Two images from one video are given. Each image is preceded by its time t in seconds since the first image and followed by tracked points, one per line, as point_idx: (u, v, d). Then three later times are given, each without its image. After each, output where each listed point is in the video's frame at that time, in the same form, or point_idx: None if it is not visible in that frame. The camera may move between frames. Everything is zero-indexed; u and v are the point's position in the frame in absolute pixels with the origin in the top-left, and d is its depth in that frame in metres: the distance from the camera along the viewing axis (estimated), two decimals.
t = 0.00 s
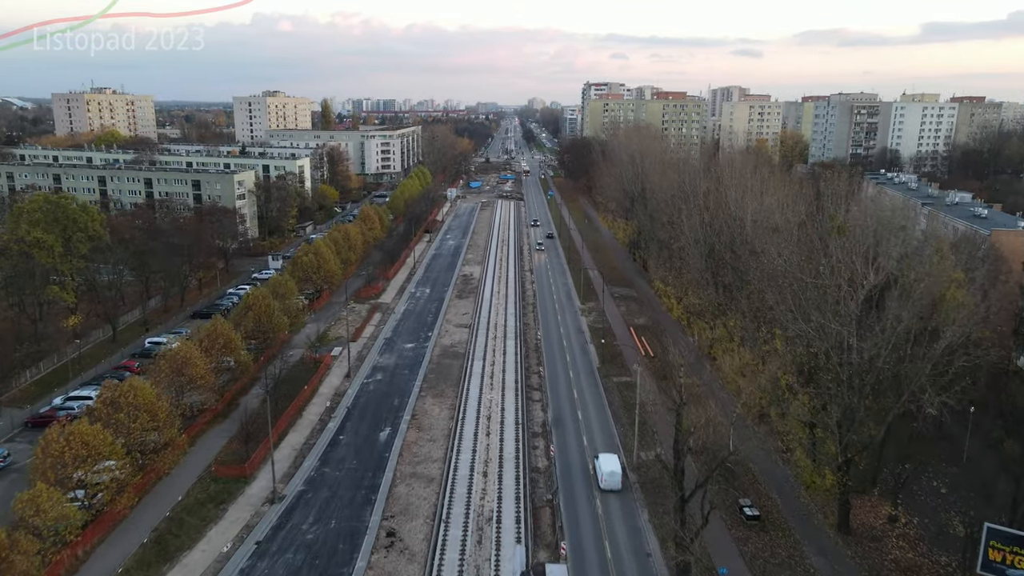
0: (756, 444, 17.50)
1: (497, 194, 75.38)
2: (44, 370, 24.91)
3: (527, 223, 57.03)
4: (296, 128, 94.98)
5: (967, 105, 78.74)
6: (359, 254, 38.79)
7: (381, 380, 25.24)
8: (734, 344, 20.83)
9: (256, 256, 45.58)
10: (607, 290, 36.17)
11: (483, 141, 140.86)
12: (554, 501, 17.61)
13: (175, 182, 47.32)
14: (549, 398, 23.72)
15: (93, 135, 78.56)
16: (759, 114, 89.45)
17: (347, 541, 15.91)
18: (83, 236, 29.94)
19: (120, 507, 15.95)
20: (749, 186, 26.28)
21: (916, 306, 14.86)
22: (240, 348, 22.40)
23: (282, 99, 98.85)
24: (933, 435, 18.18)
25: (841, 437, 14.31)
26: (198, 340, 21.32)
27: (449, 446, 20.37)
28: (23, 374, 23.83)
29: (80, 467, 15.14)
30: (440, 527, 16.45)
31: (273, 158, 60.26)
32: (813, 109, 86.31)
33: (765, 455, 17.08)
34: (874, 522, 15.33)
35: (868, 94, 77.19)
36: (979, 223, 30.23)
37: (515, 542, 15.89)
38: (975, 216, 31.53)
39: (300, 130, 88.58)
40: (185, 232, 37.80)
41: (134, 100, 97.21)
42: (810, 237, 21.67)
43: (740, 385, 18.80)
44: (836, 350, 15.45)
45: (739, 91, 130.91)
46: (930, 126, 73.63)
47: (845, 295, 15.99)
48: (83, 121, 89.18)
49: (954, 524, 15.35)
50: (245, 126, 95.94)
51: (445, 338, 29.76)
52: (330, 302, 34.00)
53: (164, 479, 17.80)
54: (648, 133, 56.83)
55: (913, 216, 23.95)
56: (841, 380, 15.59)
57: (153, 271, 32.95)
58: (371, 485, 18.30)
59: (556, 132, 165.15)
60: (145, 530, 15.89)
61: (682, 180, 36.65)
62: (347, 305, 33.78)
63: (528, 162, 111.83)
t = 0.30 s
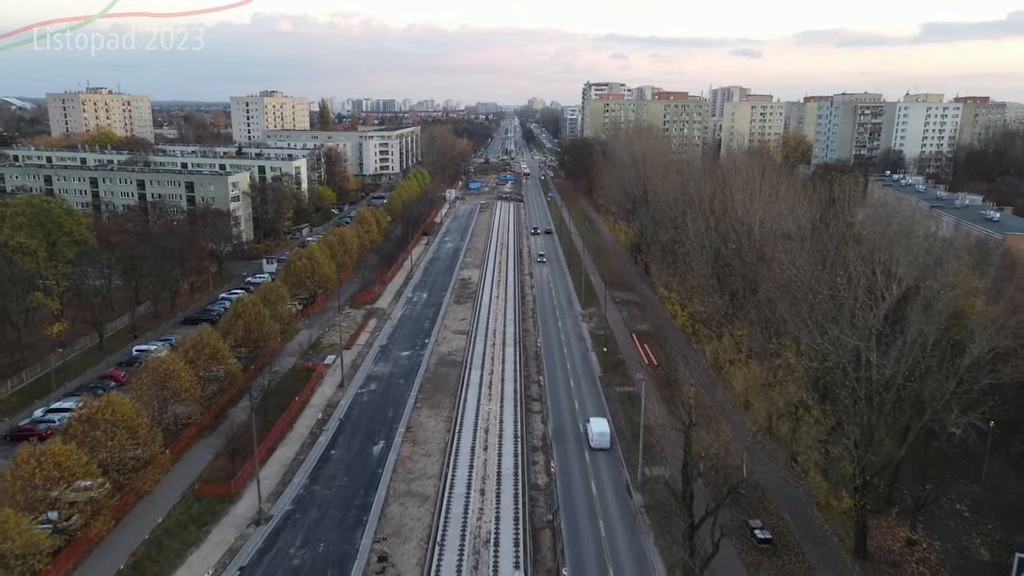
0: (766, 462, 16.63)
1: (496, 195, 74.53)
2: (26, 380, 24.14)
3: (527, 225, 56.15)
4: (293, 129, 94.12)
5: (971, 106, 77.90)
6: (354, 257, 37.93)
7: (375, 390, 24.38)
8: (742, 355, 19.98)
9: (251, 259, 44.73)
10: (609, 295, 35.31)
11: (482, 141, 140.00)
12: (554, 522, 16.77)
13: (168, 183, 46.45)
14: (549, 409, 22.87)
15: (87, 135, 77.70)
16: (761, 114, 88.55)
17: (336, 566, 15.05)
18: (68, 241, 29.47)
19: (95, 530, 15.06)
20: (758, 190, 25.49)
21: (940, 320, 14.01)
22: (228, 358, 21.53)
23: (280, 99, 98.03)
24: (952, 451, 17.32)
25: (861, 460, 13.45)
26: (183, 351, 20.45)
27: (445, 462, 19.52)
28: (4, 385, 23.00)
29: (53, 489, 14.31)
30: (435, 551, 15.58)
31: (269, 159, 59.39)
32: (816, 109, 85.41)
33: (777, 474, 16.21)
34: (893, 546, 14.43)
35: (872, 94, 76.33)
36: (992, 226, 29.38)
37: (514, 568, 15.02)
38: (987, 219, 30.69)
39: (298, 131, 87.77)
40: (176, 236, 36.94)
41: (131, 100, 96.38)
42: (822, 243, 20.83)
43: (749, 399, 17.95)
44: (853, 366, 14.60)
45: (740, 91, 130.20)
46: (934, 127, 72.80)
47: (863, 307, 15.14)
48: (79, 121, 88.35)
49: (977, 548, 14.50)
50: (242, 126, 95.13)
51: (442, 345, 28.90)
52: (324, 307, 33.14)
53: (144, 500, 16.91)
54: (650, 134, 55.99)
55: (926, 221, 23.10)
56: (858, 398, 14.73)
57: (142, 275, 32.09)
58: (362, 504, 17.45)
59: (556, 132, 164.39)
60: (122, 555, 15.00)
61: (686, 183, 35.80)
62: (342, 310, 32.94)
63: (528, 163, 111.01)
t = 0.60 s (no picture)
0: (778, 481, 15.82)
1: (496, 197, 73.67)
2: (7, 390, 23.39)
3: (526, 227, 55.29)
4: (291, 129, 93.27)
5: (975, 106, 77.11)
6: (350, 261, 37.10)
7: (370, 401, 23.50)
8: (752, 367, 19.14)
9: (245, 262, 43.88)
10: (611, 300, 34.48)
11: (481, 141, 139.23)
12: (555, 545, 15.94)
13: (160, 185, 45.60)
14: (549, 421, 22.01)
15: (82, 136, 76.75)
16: (763, 115, 87.60)
17: None
18: (52, 245, 28.71)
19: (68, 557, 14.17)
20: (767, 193, 24.67)
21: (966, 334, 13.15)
22: (216, 368, 20.66)
23: (277, 99, 97.15)
24: (973, 468, 16.47)
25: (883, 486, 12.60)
26: (167, 362, 19.57)
27: (441, 479, 18.65)
28: None
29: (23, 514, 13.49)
30: None
31: (265, 160, 58.52)
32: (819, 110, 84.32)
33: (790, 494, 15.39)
34: (913, 572, 13.59)
35: (876, 94, 75.45)
36: (1005, 230, 28.57)
37: None
38: (999, 222, 29.86)
39: (295, 131, 86.87)
40: (167, 239, 36.08)
41: (127, 100, 95.43)
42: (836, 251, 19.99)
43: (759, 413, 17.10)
44: (872, 383, 13.78)
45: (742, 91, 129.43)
46: (938, 127, 71.99)
47: (882, 321, 14.30)
48: (74, 121, 87.44)
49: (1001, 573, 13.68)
50: (239, 126, 94.25)
51: (439, 353, 28.04)
52: (319, 313, 32.31)
53: (122, 522, 16.04)
54: (652, 134, 55.15)
55: (943, 228, 22.26)
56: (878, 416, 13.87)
57: (131, 280, 31.26)
58: (353, 526, 16.58)
59: (556, 132, 163.63)
60: None
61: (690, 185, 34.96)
62: (337, 316, 32.12)
63: (528, 163, 110.13)
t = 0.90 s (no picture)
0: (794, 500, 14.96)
1: (496, 198, 72.77)
2: None
3: (527, 229, 54.44)
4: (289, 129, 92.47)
5: (979, 107, 76.52)
6: (346, 265, 36.28)
7: (364, 412, 22.61)
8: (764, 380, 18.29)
9: (240, 265, 43.05)
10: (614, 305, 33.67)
11: (482, 142, 138.62)
12: (558, 569, 15.11)
13: (154, 187, 44.75)
14: (551, 434, 21.16)
15: (77, 136, 75.91)
16: (765, 115, 86.72)
17: None
18: (37, 252, 26.91)
19: None
20: (776, 197, 23.90)
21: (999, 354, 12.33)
22: (203, 379, 19.80)
23: (275, 99, 96.33)
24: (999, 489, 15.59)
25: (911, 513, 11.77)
26: (152, 374, 18.72)
27: (437, 497, 17.79)
28: None
29: None
30: None
31: (262, 161, 57.72)
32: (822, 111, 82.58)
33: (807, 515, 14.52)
34: None
35: (881, 95, 74.67)
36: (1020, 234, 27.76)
37: None
38: (1013, 226, 29.08)
39: (293, 132, 86.05)
40: (159, 243, 35.22)
41: (124, 100, 94.50)
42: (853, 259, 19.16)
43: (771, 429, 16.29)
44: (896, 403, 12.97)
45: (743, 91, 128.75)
46: (943, 128, 71.37)
47: (907, 337, 13.49)
48: (70, 121, 86.62)
49: None
50: (237, 126, 93.41)
51: (437, 361, 27.18)
52: (313, 319, 31.48)
53: (98, 547, 15.16)
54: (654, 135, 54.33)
55: (961, 234, 21.43)
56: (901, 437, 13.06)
57: (121, 286, 30.39)
58: (344, 548, 15.73)
59: (556, 132, 162.93)
60: None
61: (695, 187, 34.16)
62: (332, 322, 31.28)
63: (528, 164, 109.34)
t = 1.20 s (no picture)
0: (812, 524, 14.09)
1: (496, 199, 71.94)
2: None
3: (527, 230, 53.56)
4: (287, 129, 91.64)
5: (984, 107, 75.79)
6: (343, 268, 35.46)
7: (359, 424, 21.75)
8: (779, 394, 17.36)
9: (235, 268, 42.19)
10: (618, 310, 32.84)
11: (482, 142, 137.87)
12: None
13: (147, 188, 43.90)
14: (553, 448, 20.30)
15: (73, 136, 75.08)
16: (768, 115, 85.83)
17: None
18: (21, 256, 26.42)
19: None
20: (788, 201, 23.04)
21: None
22: (190, 390, 18.93)
23: (273, 99, 95.53)
24: None
25: (949, 546, 10.88)
26: (135, 386, 17.86)
27: (434, 516, 16.93)
28: None
29: None
30: None
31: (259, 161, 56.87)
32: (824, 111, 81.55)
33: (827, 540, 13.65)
34: None
35: (885, 95, 73.75)
36: None
37: None
38: None
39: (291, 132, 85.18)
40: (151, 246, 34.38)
41: (121, 100, 93.65)
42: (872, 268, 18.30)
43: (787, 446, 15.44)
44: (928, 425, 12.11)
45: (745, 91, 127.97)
46: (947, 128, 70.59)
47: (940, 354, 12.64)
48: (65, 121, 85.78)
49: None
50: (234, 126, 92.56)
51: (435, 369, 26.31)
52: (308, 324, 30.65)
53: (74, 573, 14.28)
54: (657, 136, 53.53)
55: (980, 240, 20.63)
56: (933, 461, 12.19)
57: (109, 291, 29.51)
58: (336, 573, 14.87)
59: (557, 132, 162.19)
60: None
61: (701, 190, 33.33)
62: (328, 328, 30.46)
63: (528, 164, 108.49)
